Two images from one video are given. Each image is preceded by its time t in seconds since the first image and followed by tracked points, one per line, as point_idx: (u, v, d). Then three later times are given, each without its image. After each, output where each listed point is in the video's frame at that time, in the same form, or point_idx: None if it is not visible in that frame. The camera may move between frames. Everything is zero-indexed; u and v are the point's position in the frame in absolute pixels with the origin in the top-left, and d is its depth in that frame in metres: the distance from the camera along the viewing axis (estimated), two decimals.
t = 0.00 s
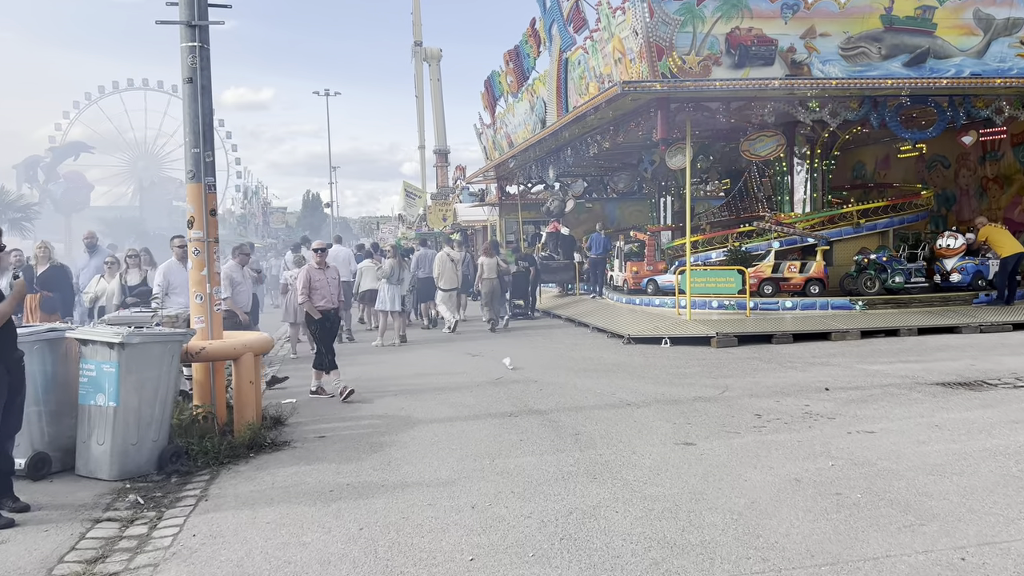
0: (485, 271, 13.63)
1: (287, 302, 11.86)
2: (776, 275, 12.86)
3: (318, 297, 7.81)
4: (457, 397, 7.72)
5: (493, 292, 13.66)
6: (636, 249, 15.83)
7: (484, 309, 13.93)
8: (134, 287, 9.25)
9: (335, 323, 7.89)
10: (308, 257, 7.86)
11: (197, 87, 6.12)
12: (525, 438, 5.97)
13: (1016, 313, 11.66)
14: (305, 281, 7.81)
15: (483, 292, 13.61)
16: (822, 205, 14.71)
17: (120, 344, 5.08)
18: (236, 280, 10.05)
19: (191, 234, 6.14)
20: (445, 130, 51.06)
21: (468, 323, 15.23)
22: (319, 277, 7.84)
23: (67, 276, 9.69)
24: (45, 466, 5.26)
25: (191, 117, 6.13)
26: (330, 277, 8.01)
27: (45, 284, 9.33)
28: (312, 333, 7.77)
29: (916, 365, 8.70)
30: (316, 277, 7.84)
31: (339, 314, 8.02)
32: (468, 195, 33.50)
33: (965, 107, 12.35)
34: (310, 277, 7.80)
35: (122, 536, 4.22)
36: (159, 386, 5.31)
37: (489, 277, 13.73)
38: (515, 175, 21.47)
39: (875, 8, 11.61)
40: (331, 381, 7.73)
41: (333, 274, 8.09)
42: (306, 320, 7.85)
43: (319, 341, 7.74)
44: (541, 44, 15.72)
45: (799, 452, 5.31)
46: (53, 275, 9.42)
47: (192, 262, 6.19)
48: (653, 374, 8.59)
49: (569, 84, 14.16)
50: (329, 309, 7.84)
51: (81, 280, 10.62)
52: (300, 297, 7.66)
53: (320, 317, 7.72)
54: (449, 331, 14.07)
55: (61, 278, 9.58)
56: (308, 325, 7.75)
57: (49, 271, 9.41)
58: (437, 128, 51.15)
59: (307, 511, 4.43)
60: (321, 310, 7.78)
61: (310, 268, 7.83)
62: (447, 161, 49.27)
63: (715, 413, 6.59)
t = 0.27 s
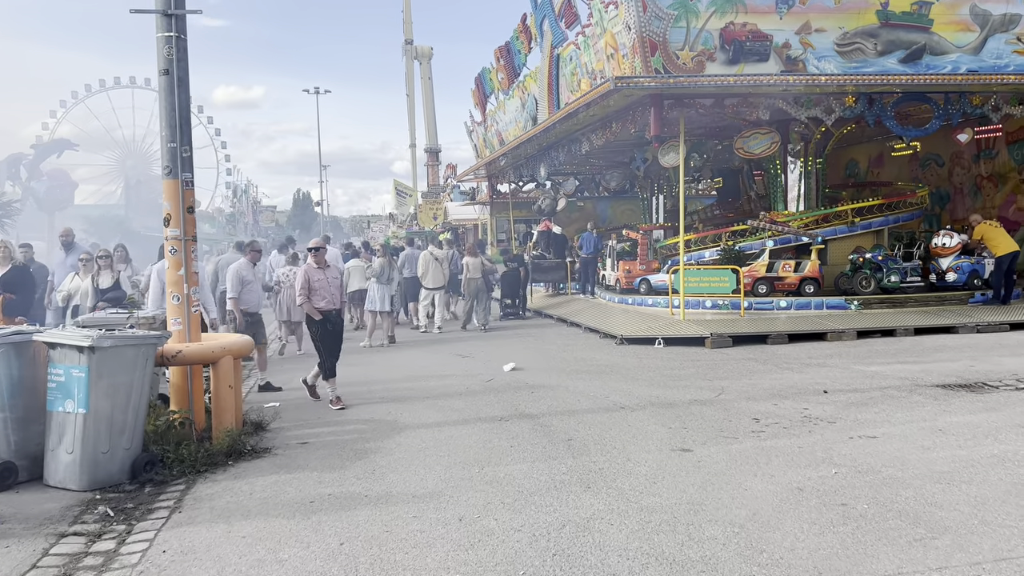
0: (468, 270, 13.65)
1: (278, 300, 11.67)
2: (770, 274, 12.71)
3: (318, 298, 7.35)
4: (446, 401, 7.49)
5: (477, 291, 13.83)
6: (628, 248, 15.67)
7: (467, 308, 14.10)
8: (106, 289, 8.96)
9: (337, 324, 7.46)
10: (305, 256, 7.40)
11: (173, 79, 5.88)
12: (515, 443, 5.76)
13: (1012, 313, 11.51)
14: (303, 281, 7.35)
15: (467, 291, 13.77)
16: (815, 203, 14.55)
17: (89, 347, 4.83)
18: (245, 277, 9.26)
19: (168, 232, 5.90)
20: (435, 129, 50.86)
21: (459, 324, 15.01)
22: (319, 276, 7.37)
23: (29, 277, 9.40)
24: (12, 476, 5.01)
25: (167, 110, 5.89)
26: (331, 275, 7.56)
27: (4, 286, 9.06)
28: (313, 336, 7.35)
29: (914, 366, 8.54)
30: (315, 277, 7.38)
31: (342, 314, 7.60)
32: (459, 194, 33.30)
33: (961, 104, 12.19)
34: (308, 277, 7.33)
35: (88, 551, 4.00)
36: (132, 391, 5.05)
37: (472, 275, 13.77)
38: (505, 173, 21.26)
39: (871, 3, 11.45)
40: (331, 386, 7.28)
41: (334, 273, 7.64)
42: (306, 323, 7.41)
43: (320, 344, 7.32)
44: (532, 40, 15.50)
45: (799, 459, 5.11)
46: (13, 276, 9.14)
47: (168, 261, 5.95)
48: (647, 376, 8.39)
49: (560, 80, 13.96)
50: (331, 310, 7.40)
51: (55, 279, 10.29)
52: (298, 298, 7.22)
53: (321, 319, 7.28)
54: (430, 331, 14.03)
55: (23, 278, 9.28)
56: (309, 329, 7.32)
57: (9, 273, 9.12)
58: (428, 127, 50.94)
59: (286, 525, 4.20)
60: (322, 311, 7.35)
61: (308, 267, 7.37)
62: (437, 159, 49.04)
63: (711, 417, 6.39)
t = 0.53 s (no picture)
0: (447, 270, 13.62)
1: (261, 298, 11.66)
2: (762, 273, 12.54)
3: (307, 297, 7.01)
4: (431, 404, 7.25)
5: (457, 291, 13.78)
6: (617, 247, 15.48)
7: (447, 308, 14.07)
8: (63, 291, 8.70)
9: (329, 325, 7.07)
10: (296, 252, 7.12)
11: (143, 69, 5.61)
12: (501, 449, 5.54)
13: (1006, 312, 11.38)
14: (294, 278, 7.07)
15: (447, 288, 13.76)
16: (807, 201, 14.40)
17: (50, 351, 4.58)
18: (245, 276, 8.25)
19: (138, 230, 5.64)
20: (424, 128, 50.56)
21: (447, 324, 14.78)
22: (309, 273, 7.04)
23: None
24: None
25: (136, 102, 5.61)
26: (325, 272, 7.15)
27: None
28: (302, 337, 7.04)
29: (910, 367, 8.36)
30: (306, 273, 7.06)
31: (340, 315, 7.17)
32: (447, 192, 33.03)
33: (954, 101, 12.07)
34: (298, 274, 7.03)
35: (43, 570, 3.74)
36: (97, 398, 4.79)
37: (453, 275, 13.71)
38: (494, 171, 21.03)
39: None
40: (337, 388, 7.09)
41: (333, 270, 7.24)
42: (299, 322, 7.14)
43: (307, 346, 7.00)
44: (520, 35, 15.28)
45: (797, 465, 4.92)
46: None
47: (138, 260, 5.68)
48: (637, 377, 8.19)
49: (549, 76, 13.74)
50: (319, 309, 7.03)
51: (20, 280, 10.05)
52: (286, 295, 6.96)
53: (307, 318, 6.94)
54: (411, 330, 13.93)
55: None
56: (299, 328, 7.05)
57: None
58: (416, 125, 50.63)
59: (256, 540, 3.97)
60: (310, 310, 7.01)
61: (299, 263, 7.09)
62: (426, 158, 48.73)
63: (704, 421, 6.18)
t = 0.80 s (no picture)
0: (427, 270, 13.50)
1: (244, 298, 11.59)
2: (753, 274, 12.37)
3: (300, 301, 6.65)
4: (415, 410, 7.01)
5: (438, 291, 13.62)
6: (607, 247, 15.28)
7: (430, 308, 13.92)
8: (14, 290, 8.68)
9: (321, 334, 6.63)
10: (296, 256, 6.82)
11: (111, 62, 5.35)
12: (487, 459, 5.31)
13: (999, 313, 11.25)
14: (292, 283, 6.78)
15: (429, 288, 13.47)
16: (798, 201, 14.25)
17: (9, 359, 4.30)
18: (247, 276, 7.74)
19: (105, 230, 5.37)
20: (412, 126, 50.23)
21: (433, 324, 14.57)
22: (303, 278, 6.71)
23: None
24: None
25: (104, 96, 5.35)
26: (321, 277, 6.74)
27: None
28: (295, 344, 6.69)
29: (905, 370, 8.20)
30: (302, 279, 6.73)
31: (335, 325, 6.72)
32: (435, 191, 32.74)
33: (947, 100, 11.96)
34: (293, 278, 6.72)
35: None
36: (59, 408, 4.52)
37: (433, 275, 13.55)
38: (482, 170, 20.78)
39: None
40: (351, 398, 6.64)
41: (333, 277, 6.82)
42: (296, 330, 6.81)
43: (296, 353, 6.63)
44: (508, 32, 15.06)
45: (795, 476, 4.72)
46: None
47: (106, 262, 5.41)
48: (628, 381, 7.98)
49: (537, 73, 13.51)
50: (310, 316, 6.62)
51: None
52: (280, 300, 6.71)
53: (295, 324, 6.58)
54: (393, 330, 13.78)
55: None
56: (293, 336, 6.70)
57: None
58: (404, 124, 50.29)
59: (225, 563, 3.72)
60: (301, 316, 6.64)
61: (298, 268, 6.80)
62: (414, 157, 48.40)
63: (697, 428, 5.98)
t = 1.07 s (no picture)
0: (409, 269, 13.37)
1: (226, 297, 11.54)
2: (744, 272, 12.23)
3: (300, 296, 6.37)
4: (400, 412, 6.78)
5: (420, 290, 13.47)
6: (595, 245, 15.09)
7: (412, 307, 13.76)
8: None
9: (324, 332, 6.30)
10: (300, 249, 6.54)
11: (79, 48, 5.09)
12: (475, 464, 5.09)
13: (991, 312, 11.15)
14: (295, 277, 6.48)
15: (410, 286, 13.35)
16: (787, 198, 14.12)
17: None
18: (245, 273, 7.42)
19: (73, 225, 5.12)
20: (398, 125, 49.91)
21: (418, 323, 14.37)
22: (305, 272, 6.40)
23: None
24: None
25: (70, 84, 5.09)
26: (324, 271, 6.41)
27: None
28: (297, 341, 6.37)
29: (900, 370, 8.05)
30: (305, 272, 6.42)
31: (340, 321, 6.40)
32: (420, 189, 32.47)
33: (939, 96, 11.86)
34: (296, 273, 6.46)
35: None
36: (21, 413, 4.25)
37: (415, 274, 13.40)
38: (468, 167, 20.54)
39: None
40: (336, 403, 6.39)
41: (338, 270, 6.49)
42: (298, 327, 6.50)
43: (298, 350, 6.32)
44: (495, 27, 14.84)
45: (796, 482, 4.53)
46: None
47: (74, 259, 5.16)
48: (619, 382, 7.78)
49: (524, 68, 13.30)
50: (313, 311, 6.30)
51: None
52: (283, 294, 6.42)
53: (296, 319, 6.26)
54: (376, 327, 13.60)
55: None
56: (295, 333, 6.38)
57: None
58: (390, 122, 49.95)
59: None
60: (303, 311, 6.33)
61: (300, 261, 6.50)
62: (400, 156, 48.08)
63: (692, 431, 5.79)
